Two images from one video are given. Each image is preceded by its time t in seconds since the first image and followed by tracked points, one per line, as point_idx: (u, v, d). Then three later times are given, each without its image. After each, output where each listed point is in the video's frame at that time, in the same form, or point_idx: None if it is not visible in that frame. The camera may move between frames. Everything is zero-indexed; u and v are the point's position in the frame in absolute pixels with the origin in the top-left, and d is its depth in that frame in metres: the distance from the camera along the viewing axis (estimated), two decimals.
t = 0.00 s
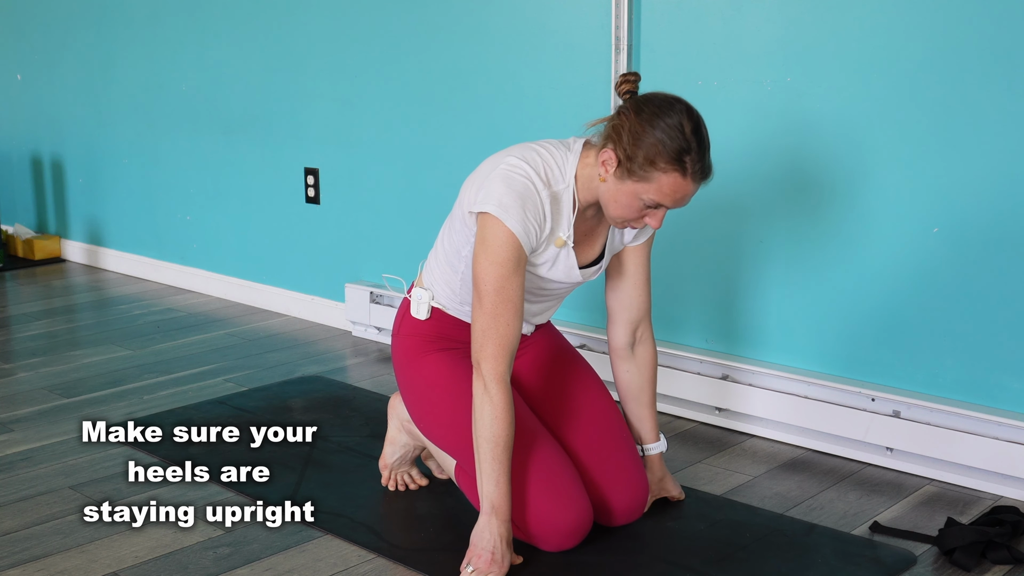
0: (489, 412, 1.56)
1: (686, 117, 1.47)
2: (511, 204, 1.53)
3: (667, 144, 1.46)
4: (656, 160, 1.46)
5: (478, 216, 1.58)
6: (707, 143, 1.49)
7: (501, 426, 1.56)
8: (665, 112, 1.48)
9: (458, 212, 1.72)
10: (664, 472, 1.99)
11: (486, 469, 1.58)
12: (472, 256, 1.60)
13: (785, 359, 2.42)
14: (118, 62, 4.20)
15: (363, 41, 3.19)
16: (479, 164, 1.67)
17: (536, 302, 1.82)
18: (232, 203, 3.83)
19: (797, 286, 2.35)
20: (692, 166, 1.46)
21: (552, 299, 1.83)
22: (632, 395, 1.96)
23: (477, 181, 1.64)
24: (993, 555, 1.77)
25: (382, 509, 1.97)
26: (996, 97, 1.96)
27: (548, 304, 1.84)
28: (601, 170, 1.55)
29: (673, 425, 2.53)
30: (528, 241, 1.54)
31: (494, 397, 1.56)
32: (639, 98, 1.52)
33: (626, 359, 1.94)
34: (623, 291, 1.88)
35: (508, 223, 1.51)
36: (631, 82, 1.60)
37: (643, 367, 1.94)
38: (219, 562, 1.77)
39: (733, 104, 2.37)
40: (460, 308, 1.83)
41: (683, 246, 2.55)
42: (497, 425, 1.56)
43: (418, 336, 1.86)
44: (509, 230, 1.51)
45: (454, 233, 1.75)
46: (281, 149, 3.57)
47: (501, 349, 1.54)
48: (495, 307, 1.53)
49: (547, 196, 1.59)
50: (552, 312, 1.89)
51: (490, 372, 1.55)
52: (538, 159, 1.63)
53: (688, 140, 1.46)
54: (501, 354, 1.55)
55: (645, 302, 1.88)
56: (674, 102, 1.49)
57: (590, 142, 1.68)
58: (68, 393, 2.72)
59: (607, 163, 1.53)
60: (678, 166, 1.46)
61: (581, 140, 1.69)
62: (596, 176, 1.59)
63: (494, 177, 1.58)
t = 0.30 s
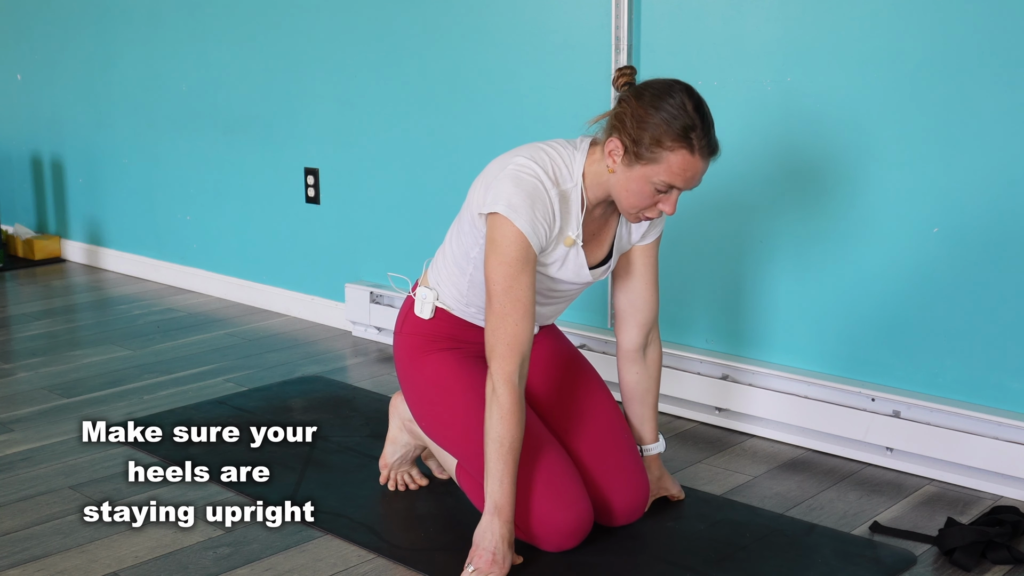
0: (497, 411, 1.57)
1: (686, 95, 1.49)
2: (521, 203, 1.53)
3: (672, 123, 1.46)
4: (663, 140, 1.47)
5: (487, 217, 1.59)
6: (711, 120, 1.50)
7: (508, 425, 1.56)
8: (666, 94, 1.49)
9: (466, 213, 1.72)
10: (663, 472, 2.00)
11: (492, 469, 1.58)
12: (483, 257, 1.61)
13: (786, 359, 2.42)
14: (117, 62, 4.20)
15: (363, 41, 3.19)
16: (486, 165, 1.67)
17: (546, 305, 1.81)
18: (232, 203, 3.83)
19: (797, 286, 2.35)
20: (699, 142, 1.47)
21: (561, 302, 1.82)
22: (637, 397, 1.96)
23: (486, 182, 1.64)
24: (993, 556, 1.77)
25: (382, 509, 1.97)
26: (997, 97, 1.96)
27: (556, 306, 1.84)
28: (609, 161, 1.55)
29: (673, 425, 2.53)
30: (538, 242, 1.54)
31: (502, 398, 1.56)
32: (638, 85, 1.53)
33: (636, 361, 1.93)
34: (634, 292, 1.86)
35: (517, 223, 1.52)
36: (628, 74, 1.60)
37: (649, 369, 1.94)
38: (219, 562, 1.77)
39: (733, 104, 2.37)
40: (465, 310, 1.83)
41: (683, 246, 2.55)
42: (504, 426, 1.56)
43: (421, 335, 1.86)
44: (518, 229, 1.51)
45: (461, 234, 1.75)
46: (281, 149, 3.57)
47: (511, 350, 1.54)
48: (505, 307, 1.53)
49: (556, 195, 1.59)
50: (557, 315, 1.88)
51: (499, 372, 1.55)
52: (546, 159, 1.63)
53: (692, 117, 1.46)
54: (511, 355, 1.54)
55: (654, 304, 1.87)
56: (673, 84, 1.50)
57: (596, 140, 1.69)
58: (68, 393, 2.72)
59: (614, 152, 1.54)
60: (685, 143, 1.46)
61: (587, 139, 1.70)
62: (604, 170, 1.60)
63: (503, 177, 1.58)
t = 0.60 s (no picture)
0: (498, 412, 1.57)
1: (678, 78, 1.49)
2: (521, 203, 1.53)
3: (666, 106, 1.46)
4: (658, 123, 1.47)
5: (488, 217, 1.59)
6: (705, 101, 1.50)
7: (508, 425, 1.56)
8: (658, 79, 1.49)
9: (468, 215, 1.72)
10: (663, 472, 2.00)
11: (492, 470, 1.58)
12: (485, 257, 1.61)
13: (787, 359, 2.42)
14: (117, 62, 4.20)
15: (363, 40, 3.19)
16: (487, 166, 1.67)
17: (548, 307, 1.81)
18: (232, 203, 3.83)
19: (796, 286, 2.35)
20: (694, 123, 1.46)
21: (564, 304, 1.82)
22: (638, 397, 1.96)
23: (486, 183, 1.64)
24: (993, 556, 1.77)
25: (382, 509, 1.97)
26: (997, 97, 1.96)
27: (558, 308, 1.83)
28: (607, 152, 1.56)
29: (673, 425, 2.53)
30: (538, 242, 1.54)
31: (502, 398, 1.56)
32: (630, 75, 1.54)
33: (639, 362, 1.93)
34: (636, 293, 1.86)
35: (517, 224, 1.52)
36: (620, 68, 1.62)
37: (651, 369, 1.94)
38: (219, 562, 1.77)
39: (733, 105, 2.37)
40: (467, 312, 1.83)
41: (683, 246, 2.55)
42: (504, 425, 1.56)
43: (423, 335, 1.86)
44: (519, 230, 1.51)
45: (463, 236, 1.75)
46: (281, 149, 3.57)
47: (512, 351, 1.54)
48: (507, 308, 1.53)
49: (555, 193, 1.59)
50: (558, 317, 1.88)
51: (501, 372, 1.55)
52: (545, 158, 1.63)
53: (686, 98, 1.46)
54: (512, 355, 1.54)
55: (657, 305, 1.87)
56: (665, 69, 1.51)
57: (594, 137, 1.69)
58: (68, 394, 2.72)
59: (611, 143, 1.55)
60: (681, 125, 1.46)
61: (586, 137, 1.70)
62: (602, 163, 1.60)
63: (503, 177, 1.58)
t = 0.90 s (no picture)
0: (496, 412, 1.57)
1: (669, 71, 1.50)
2: (518, 203, 1.53)
3: (658, 100, 1.47)
4: (651, 117, 1.47)
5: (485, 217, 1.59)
6: (698, 93, 1.50)
7: (505, 425, 1.56)
8: (651, 75, 1.50)
9: (466, 216, 1.72)
10: (663, 472, 2.00)
11: (490, 470, 1.58)
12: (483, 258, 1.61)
13: (786, 359, 2.42)
14: (117, 62, 4.20)
15: (363, 40, 3.19)
16: (485, 167, 1.67)
17: (547, 307, 1.81)
18: (232, 203, 3.83)
19: (796, 285, 2.35)
20: (688, 116, 1.46)
21: (563, 304, 1.82)
22: (637, 398, 1.96)
23: (484, 184, 1.64)
24: (993, 556, 1.77)
25: (382, 509, 1.97)
26: (997, 96, 1.96)
27: (557, 308, 1.83)
28: (602, 149, 1.56)
29: (673, 425, 2.53)
30: (536, 241, 1.54)
31: (501, 398, 1.56)
32: (624, 72, 1.55)
33: (637, 362, 1.93)
34: (635, 294, 1.86)
35: (515, 224, 1.52)
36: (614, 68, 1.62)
37: (650, 370, 1.94)
38: (219, 562, 1.77)
39: (733, 104, 2.37)
40: (466, 312, 1.83)
41: (684, 245, 2.55)
42: (503, 425, 1.56)
43: (423, 336, 1.86)
44: (516, 230, 1.51)
45: (462, 236, 1.75)
46: (281, 149, 3.57)
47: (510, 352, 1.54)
48: (505, 308, 1.53)
49: (553, 193, 1.59)
50: (557, 317, 1.88)
51: (498, 372, 1.55)
52: (543, 159, 1.63)
53: (679, 92, 1.46)
54: (511, 356, 1.54)
55: (656, 306, 1.87)
56: (658, 66, 1.51)
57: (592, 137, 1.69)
58: (68, 394, 2.72)
59: (606, 140, 1.55)
60: (674, 118, 1.46)
61: (584, 137, 1.70)
62: (598, 161, 1.60)
63: (501, 177, 1.58)
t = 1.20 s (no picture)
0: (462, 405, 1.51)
1: (665, 97, 1.43)
2: (506, 200, 1.53)
3: (633, 121, 1.41)
4: (620, 136, 1.42)
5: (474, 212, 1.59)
6: (684, 133, 1.42)
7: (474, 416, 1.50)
8: (642, 93, 1.43)
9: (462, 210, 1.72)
10: (662, 470, 2.00)
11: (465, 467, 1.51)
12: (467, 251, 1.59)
13: (787, 359, 2.42)
14: (117, 62, 4.20)
15: (363, 41, 3.19)
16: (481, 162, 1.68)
17: (545, 300, 1.80)
18: (232, 203, 3.83)
19: (796, 285, 2.35)
20: (655, 148, 1.40)
21: (561, 297, 1.81)
22: (636, 396, 1.96)
23: (479, 178, 1.64)
24: (992, 556, 1.77)
25: (382, 509, 1.97)
26: (997, 96, 1.96)
27: (554, 303, 1.83)
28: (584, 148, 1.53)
29: (673, 425, 2.53)
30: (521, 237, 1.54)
31: (471, 387, 1.49)
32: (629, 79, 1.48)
33: (635, 360, 1.93)
34: (633, 292, 1.86)
35: (501, 220, 1.51)
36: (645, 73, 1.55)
37: (648, 368, 1.94)
38: (219, 562, 1.77)
39: (733, 104, 2.37)
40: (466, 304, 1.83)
41: (684, 245, 2.55)
42: (474, 415, 1.50)
43: (424, 332, 1.86)
44: (502, 225, 1.51)
45: (459, 228, 1.75)
46: (281, 149, 3.57)
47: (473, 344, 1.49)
48: (475, 298, 1.49)
49: (544, 191, 1.58)
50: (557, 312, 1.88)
51: (462, 364, 1.49)
52: (535, 156, 1.63)
53: (655, 121, 1.40)
54: (480, 346, 1.49)
55: (654, 305, 1.87)
56: (658, 85, 1.44)
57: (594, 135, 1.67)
58: (68, 394, 2.72)
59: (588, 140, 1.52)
60: (639, 145, 1.40)
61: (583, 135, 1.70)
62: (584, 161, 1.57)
63: (493, 174, 1.59)
